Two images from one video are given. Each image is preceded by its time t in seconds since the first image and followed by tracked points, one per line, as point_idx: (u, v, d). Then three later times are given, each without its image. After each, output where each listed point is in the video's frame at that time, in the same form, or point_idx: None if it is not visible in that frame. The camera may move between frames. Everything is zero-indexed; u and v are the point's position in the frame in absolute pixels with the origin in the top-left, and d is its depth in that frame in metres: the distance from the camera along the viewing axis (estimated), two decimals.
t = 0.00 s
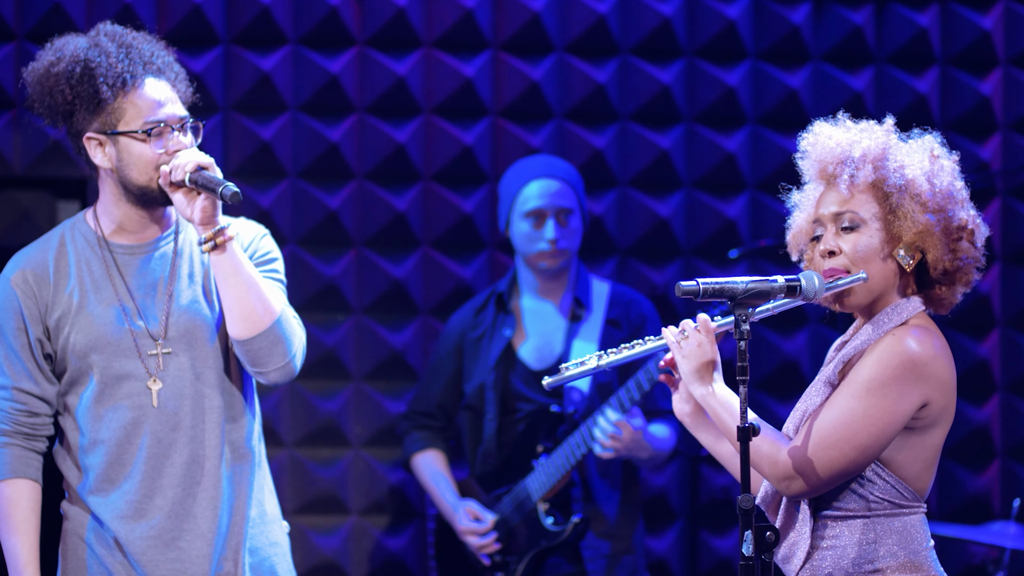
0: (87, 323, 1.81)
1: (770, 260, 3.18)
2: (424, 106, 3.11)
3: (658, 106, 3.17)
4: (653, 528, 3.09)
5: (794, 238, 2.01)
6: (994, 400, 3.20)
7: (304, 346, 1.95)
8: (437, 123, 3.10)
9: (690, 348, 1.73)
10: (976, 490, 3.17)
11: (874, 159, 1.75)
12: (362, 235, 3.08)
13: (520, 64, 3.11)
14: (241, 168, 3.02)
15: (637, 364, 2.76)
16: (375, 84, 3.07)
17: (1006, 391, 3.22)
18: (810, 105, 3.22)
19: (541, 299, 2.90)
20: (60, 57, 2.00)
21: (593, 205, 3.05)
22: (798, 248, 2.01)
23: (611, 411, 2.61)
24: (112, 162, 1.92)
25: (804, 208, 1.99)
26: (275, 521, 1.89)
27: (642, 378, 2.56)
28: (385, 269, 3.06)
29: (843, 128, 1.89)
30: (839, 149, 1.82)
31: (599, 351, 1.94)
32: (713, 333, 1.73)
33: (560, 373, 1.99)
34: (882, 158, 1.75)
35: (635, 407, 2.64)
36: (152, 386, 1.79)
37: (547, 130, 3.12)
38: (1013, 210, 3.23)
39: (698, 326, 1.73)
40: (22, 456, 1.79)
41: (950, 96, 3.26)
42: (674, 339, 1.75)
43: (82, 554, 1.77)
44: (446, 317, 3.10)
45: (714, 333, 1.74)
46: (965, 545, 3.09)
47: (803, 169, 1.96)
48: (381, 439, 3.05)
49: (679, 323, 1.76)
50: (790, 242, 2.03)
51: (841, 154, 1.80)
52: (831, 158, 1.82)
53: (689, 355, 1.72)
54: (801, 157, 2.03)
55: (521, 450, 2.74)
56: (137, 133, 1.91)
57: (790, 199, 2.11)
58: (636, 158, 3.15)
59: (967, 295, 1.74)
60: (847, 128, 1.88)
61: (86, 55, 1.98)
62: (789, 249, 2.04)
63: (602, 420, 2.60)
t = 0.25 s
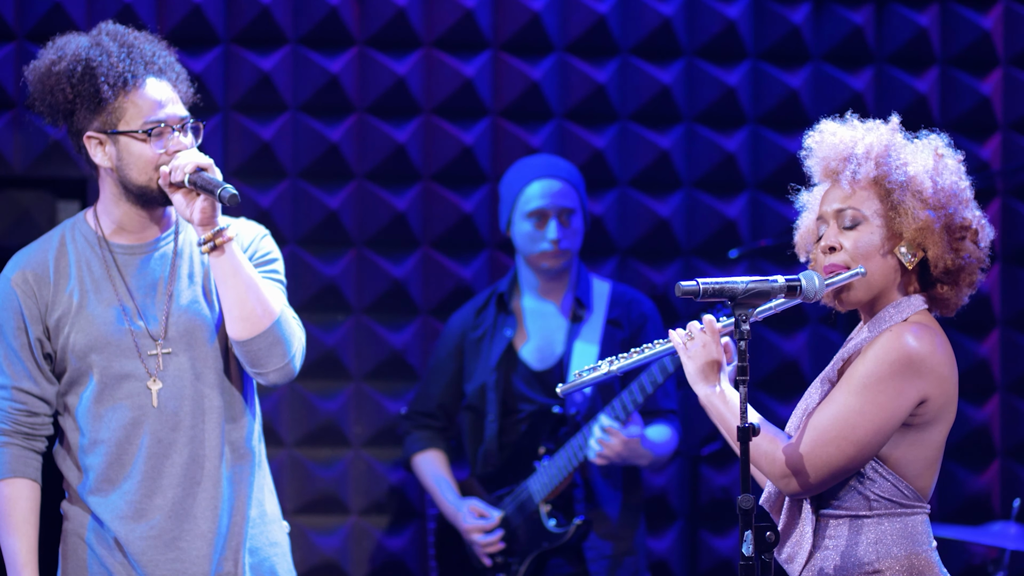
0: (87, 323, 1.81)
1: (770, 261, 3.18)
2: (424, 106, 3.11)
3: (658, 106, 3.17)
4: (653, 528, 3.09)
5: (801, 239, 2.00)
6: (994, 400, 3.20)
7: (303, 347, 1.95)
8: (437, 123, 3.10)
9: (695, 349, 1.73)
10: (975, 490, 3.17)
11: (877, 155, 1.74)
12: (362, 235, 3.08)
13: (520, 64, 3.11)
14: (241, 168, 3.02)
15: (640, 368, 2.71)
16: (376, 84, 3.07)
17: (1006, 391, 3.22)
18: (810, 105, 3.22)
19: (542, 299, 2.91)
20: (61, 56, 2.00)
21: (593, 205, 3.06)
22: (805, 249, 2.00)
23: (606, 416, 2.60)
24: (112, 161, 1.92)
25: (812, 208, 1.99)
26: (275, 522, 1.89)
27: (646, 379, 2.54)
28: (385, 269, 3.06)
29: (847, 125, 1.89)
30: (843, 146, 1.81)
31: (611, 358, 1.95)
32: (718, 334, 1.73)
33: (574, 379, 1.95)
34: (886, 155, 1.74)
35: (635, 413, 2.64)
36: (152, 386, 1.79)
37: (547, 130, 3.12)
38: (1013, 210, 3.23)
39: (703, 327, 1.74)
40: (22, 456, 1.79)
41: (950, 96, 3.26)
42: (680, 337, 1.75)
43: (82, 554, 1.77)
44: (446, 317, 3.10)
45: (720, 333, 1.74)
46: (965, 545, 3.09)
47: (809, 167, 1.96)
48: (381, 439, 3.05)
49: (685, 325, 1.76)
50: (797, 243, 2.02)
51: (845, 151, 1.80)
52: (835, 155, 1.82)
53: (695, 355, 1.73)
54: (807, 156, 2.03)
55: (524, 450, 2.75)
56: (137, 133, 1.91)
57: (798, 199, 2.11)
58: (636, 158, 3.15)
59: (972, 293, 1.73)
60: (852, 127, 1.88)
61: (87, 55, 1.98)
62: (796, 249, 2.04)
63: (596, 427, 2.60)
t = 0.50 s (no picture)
0: (88, 323, 1.81)
1: (770, 260, 3.18)
2: (424, 106, 3.11)
3: (658, 106, 3.17)
4: (654, 528, 3.09)
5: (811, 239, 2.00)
6: (993, 400, 3.20)
7: (304, 348, 1.95)
8: (437, 123, 3.10)
9: (702, 348, 1.75)
10: (975, 490, 3.17)
11: (877, 154, 1.74)
12: (362, 235, 3.08)
13: (520, 64, 3.11)
14: (240, 168, 3.02)
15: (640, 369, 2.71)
16: (376, 84, 3.07)
17: (1006, 391, 3.22)
18: (810, 104, 3.22)
19: (542, 301, 2.91)
20: (63, 55, 2.01)
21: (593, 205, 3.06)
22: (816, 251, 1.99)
23: (603, 420, 2.64)
24: (113, 161, 1.92)
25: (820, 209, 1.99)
26: (275, 522, 1.89)
27: (648, 382, 2.57)
28: (385, 269, 3.06)
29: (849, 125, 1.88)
30: (843, 146, 1.81)
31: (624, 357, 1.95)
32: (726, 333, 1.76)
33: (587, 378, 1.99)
34: (886, 153, 1.73)
35: (635, 416, 2.67)
36: (152, 385, 1.79)
37: (547, 130, 3.12)
38: (1012, 209, 3.23)
39: (711, 327, 1.77)
40: (22, 455, 1.79)
41: (951, 96, 3.26)
42: (690, 335, 1.77)
43: (82, 554, 1.77)
44: (446, 317, 3.10)
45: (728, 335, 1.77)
46: (965, 545, 3.09)
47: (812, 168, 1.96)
48: (382, 439, 3.05)
49: (693, 325, 1.78)
50: (807, 244, 2.02)
51: (846, 151, 1.80)
52: (836, 155, 1.82)
53: (702, 353, 1.75)
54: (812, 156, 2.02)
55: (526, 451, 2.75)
56: (138, 133, 1.91)
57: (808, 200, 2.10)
58: (636, 158, 3.15)
59: (979, 290, 1.71)
60: (856, 125, 1.87)
61: (89, 54, 1.98)
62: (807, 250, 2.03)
63: (594, 430, 2.64)
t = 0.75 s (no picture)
0: (87, 322, 1.81)
1: (770, 261, 3.18)
2: (424, 106, 3.11)
3: (658, 106, 3.17)
4: (654, 528, 3.09)
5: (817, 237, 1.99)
6: (993, 400, 3.20)
7: (304, 347, 1.95)
8: (437, 123, 3.10)
9: (707, 349, 1.78)
10: (975, 490, 3.17)
11: (876, 152, 1.72)
12: (362, 235, 3.08)
13: (520, 64, 3.12)
14: (240, 168, 3.02)
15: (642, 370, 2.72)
16: (376, 84, 3.07)
17: (1006, 391, 3.22)
18: (810, 105, 3.22)
19: (542, 300, 2.90)
20: (64, 55, 2.01)
21: (594, 205, 3.06)
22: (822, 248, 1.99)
23: (616, 415, 2.65)
24: (114, 161, 1.92)
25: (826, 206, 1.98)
26: (276, 522, 1.89)
27: (649, 381, 2.60)
28: (385, 269, 3.06)
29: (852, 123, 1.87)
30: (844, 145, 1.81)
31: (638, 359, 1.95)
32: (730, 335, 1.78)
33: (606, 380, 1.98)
34: (885, 151, 1.72)
35: (642, 411, 2.68)
36: (152, 384, 1.80)
37: (547, 130, 3.12)
38: (1013, 209, 3.22)
39: (716, 328, 1.79)
40: (23, 454, 1.79)
41: (951, 96, 3.26)
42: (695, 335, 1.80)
43: (82, 552, 1.77)
44: (446, 317, 3.10)
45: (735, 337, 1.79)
46: (965, 545, 3.09)
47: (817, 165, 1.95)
48: (381, 439, 3.05)
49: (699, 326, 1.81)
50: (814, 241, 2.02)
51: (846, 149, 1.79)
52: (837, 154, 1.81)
53: (706, 354, 1.78)
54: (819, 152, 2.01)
55: (527, 451, 2.76)
56: (138, 133, 1.91)
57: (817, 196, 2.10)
58: (636, 158, 3.15)
59: (982, 290, 1.69)
60: (860, 123, 1.86)
61: (89, 54, 1.99)
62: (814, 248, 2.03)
63: (607, 424, 2.65)
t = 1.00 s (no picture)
0: (87, 320, 1.81)
1: (770, 261, 3.18)
2: (424, 106, 3.11)
3: (658, 106, 3.17)
4: (654, 528, 3.09)
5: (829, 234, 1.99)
6: (993, 400, 3.20)
7: (305, 343, 1.95)
8: (437, 123, 3.10)
9: (721, 346, 1.81)
10: (975, 490, 3.17)
11: (884, 150, 1.72)
12: (362, 235, 3.08)
13: (520, 64, 3.11)
14: (240, 168, 3.02)
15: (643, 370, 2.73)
16: (376, 84, 3.07)
17: (1006, 391, 3.22)
18: (810, 105, 3.22)
19: (543, 298, 2.90)
20: (65, 54, 2.02)
21: (594, 205, 3.06)
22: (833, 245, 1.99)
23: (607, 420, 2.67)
24: (113, 159, 1.92)
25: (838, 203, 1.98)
26: (276, 521, 1.89)
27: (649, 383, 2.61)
28: (385, 269, 3.06)
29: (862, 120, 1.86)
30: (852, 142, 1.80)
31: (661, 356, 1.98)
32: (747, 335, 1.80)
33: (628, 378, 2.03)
34: (892, 150, 1.71)
35: (639, 414, 2.69)
36: (152, 381, 1.80)
37: (547, 130, 3.12)
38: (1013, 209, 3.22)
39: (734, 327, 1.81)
40: (22, 452, 1.79)
41: (951, 96, 3.26)
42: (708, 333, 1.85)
43: (82, 550, 1.78)
44: (446, 317, 3.10)
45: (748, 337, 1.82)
46: (965, 545, 3.09)
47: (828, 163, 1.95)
48: (381, 439, 3.05)
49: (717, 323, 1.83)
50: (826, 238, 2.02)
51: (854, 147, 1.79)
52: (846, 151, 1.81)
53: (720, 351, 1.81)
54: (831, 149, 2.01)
55: (529, 450, 2.75)
56: (137, 130, 1.91)
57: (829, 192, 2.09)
58: (636, 158, 3.15)
59: (993, 289, 1.68)
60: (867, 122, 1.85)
61: (90, 53, 1.99)
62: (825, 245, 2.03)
63: (597, 429, 2.68)
